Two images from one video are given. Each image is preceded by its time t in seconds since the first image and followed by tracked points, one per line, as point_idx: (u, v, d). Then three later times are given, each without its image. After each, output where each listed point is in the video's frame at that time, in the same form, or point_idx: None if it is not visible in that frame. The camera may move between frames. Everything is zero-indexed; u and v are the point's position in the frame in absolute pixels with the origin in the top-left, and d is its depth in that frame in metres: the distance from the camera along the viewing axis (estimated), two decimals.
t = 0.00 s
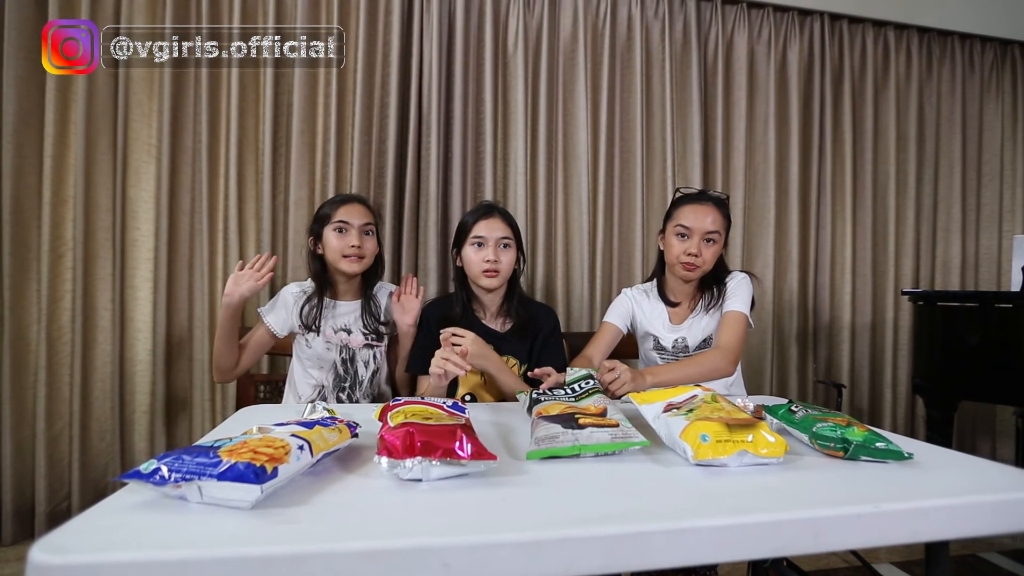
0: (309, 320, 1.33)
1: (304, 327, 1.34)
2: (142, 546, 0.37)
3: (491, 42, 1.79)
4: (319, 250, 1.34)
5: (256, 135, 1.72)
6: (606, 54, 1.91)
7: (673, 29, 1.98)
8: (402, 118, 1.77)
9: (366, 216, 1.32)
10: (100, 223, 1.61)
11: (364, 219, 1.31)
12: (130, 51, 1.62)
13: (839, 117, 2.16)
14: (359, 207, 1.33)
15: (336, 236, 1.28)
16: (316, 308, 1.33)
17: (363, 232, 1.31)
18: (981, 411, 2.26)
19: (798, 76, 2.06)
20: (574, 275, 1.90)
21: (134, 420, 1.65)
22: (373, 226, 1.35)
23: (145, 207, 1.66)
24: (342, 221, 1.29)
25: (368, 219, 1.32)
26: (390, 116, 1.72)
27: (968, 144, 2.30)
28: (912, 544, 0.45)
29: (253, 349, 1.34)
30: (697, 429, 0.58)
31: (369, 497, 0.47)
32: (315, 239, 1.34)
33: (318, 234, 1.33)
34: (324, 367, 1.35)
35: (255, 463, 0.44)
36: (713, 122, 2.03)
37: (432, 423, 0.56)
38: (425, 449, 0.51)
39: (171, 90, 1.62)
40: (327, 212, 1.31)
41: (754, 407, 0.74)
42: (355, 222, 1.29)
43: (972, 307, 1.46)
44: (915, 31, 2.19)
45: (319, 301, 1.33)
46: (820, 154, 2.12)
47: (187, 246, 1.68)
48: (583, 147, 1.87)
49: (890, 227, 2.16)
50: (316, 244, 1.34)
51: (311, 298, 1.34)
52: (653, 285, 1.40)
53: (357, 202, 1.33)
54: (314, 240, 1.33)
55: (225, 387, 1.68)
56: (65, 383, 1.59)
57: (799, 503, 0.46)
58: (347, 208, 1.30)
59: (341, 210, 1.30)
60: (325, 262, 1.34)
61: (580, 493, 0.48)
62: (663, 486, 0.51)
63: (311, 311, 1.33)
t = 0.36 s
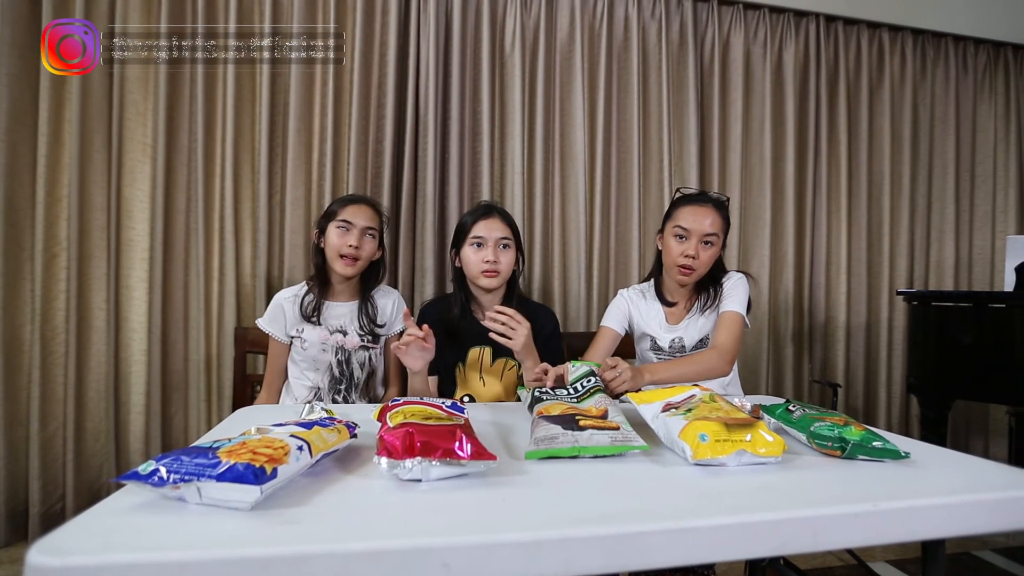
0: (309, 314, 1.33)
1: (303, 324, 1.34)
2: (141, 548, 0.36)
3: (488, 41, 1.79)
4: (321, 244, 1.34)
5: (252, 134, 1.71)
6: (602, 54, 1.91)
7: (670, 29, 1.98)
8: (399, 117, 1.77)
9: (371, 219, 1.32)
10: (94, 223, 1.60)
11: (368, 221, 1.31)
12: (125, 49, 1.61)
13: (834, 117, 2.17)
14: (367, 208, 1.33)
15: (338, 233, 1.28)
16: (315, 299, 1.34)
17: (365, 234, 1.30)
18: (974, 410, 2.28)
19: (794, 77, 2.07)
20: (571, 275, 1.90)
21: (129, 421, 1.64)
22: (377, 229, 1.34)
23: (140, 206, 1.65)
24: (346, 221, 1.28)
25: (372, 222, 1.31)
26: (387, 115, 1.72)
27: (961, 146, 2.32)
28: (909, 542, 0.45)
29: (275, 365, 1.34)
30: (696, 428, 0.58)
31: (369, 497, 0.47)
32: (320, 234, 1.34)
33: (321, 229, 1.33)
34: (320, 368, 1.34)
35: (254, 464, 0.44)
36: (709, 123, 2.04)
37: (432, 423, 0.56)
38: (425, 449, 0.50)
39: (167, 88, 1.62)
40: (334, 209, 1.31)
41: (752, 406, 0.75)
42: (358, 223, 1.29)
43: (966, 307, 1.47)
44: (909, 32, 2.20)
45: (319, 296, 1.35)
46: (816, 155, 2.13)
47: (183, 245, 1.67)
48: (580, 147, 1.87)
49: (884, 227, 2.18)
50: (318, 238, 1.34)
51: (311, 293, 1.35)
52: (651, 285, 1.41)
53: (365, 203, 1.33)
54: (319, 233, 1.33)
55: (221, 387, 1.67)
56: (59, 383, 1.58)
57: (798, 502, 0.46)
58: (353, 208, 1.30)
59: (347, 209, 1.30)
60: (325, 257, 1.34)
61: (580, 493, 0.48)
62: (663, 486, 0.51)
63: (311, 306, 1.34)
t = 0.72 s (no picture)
0: (308, 315, 1.32)
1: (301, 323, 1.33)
2: (136, 550, 0.36)
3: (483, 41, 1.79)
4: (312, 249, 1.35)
5: (246, 132, 1.70)
6: (597, 54, 1.91)
7: (664, 30, 1.99)
8: (394, 116, 1.76)
9: (355, 218, 1.31)
10: (85, 222, 1.58)
11: (352, 220, 1.30)
12: (117, 47, 1.60)
13: (827, 118, 2.18)
14: (350, 207, 1.31)
15: (323, 238, 1.28)
16: (315, 301, 1.33)
17: (349, 234, 1.29)
18: (964, 408, 2.31)
19: (787, 78, 2.08)
20: (566, 275, 1.90)
21: (121, 422, 1.63)
22: (363, 226, 1.32)
23: (132, 206, 1.64)
24: (329, 224, 1.28)
25: (356, 221, 1.30)
26: (381, 115, 1.72)
27: (952, 147, 2.34)
28: (903, 540, 0.46)
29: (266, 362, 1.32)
30: (691, 428, 0.58)
31: (365, 498, 0.47)
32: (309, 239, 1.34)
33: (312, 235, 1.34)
34: (315, 368, 1.34)
35: (250, 465, 0.44)
36: (704, 124, 2.05)
37: (429, 423, 0.55)
38: (421, 449, 0.50)
39: (159, 86, 1.60)
40: (320, 213, 1.31)
41: (747, 406, 0.75)
42: (341, 224, 1.28)
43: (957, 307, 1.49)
44: (901, 35, 2.22)
45: (318, 296, 1.34)
46: (809, 155, 2.15)
47: (176, 245, 1.65)
48: (575, 147, 1.88)
49: (876, 227, 2.20)
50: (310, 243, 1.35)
51: (310, 294, 1.35)
52: (645, 285, 1.41)
53: (349, 202, 1.32)
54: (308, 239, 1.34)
55: (214, 387, 1.66)
56: (50, 384, 1.57)
57: (792, 501, 0.46)
58: (334, 210, 1.29)
59: (329, 211, 1.29)
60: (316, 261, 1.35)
61: (576, 493, 0.48)
62: (659, 485, 0.51)
63: (310, 308, 1.33)
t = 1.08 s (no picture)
0: (303, 316, 1.33)
1: (297, 325, 1.33)
2: (134, 551, 0.36)
3: (480, 40, 1.79)
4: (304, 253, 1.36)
5: (242, 132, 1.69)
6: (595, 55, 1.92)
7: (661, 31, 1.99)
8: (391, 116, 1.76)
9: (337, 214, 1.30)
10: (80, 222, 1.57)
11: (332, 217, 1.29)
12: (112, 45, 1.59)
13: (823, 118, 2.20)
14: (332, 204, 1.31)
15: (308, 240, 1.29)
16: (310, 303, 1.33)
17: (331, 231, 1.28)
18: (958, 407, 2.32)
19: (783, 79, 2.09)
20: (563, 275, 1.90)
21: (117, 423, 1.62)
22: (347, 222, 1.31)
23: (128, 205, 1.63)
24: (312, 224, 1.29)
25: (338, 217, 1.29)
26: (379, 114, 1.71)
27: (946, 149, 2.36)
28: (900, 539, 0.46)
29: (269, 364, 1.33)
30: (689, 427, 0.58)
31: (364, 498, 0.47)
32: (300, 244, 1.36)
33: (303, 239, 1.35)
34: (313, 369, 1.33)
35: (248, 466, 0.44)
36: (700, 124, 2.05)
37: (427, 423, 0.55)
38: (420, 450, 0.50)
39: (155, 84, 1.59)
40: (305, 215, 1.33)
41: (744, 405, 0.76)
42: (322, 224, 1.28)
43: (951, 307, 1.50)
44: (896, 36, 2.23)
45: (313, 297, 1.34)
46: (805, 155, 2.16)
47: (172, 244, 1.65)
48: (572, 147, 1.88)
49: (871, 227, 2.21)
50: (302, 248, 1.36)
51: (305, 295, 1.35)
52: (643, 285, 1.42)
53: (331, 199, 1.32)
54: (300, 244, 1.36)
55: (210, 388, 1.66)
56: (44, 385, 1.56)
57: (790, 500, 0.47)
58: (314, 210, 1.30)
59: (313, 211, 1.30)
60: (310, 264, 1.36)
61: (576, 493, 0.48)
62: (658, 485, 0.51)
63: (304, 308, 1.33)
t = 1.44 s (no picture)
0: (299, 315, 1.31)
1: (293, 324, 1.32)
2: (131, 552, 0.36)
3: (478, 40, 1.79)
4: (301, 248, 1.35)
5: (239, 131, 1.69)
6: (592, 55, 1.92)
7: (659, 31, 1.99)
8: (388, 116, 1.76)
9: (337, 205, 1.32)
10: (76, 222, 1.56)
11: (334, 207, 1.31)
12: (108, 44, 1.58)
13: (820, 119, 2.20)
14: (331, 199, 1.33)
15: (309, 229, 1.28)
16: (305, 302, 1.32)
17: (333, 219, 1.30)
18: (954, 407, 2.33)
19: (780, 80, 2.10)
20: (561, 275, 1.90)
21: (113, 424, 1.61)
22: (346, 213, 1.33)
23: (124, 205, 1.62)
24: (313, 214, 1.29)
25: (338, 208, 1.31)
26: (376, 114, 1.71)
27: (942, 149, 2.37)
28: (897, 538, 0.46)
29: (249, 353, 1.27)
30: (687, 427, 0.58)
31: (362, 498, 0.47)
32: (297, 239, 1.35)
33: (297, 236, 1.34)
34: (310, 366, 1.33)
35: (246, 466, 0.44)
36: (698, 124, 2.06)
37: (425, 423, 0.55)
38: (417, 450, 0.50)
39: (151, 83, 1.59)
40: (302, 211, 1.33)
41: (741, 405, 0.76)
42: (324, 212, 1.29)
43: (947, 307, 1.50)
44: (892, 37, 2.24)
45: (307, 297, 1.32)
46: (802, 155, 2.16)
47: (168, 244, 1.64)
48: (570, 148, 1.88)
49: (868, 227, 2.22)
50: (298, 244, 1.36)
51: (300, 294, 1.33)
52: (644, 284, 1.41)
53: (328, 195, 1.34)
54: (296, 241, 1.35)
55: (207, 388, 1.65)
56: (40, 385, 1.55)
57: (787, 499, 0.47)
58: (314, 201, 1.31)
59: (312, 204, 1.31)
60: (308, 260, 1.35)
61: (574, 493, 0.48)
62: (656, 485, 0.51)
63: (300, 307, 1.32)
